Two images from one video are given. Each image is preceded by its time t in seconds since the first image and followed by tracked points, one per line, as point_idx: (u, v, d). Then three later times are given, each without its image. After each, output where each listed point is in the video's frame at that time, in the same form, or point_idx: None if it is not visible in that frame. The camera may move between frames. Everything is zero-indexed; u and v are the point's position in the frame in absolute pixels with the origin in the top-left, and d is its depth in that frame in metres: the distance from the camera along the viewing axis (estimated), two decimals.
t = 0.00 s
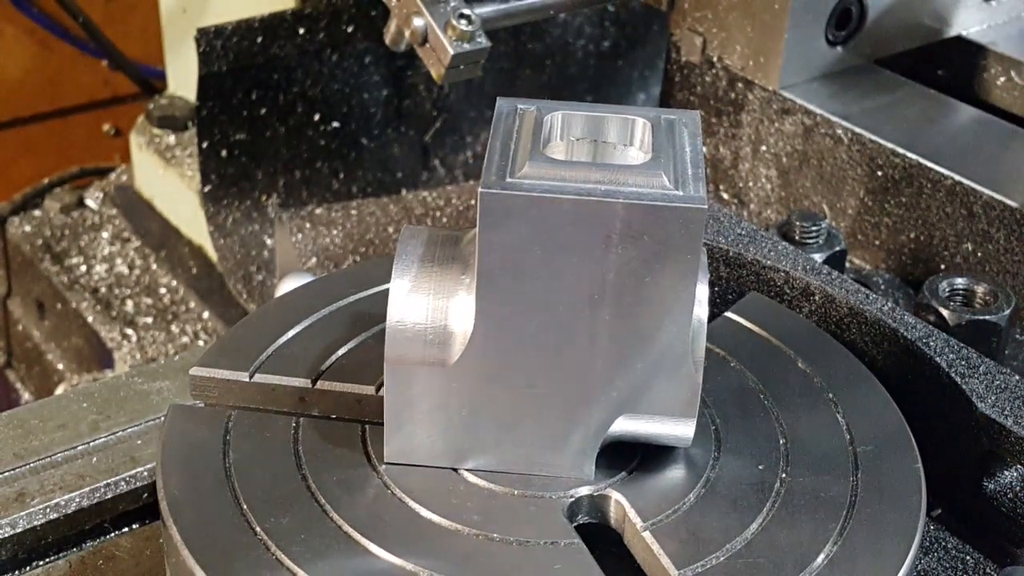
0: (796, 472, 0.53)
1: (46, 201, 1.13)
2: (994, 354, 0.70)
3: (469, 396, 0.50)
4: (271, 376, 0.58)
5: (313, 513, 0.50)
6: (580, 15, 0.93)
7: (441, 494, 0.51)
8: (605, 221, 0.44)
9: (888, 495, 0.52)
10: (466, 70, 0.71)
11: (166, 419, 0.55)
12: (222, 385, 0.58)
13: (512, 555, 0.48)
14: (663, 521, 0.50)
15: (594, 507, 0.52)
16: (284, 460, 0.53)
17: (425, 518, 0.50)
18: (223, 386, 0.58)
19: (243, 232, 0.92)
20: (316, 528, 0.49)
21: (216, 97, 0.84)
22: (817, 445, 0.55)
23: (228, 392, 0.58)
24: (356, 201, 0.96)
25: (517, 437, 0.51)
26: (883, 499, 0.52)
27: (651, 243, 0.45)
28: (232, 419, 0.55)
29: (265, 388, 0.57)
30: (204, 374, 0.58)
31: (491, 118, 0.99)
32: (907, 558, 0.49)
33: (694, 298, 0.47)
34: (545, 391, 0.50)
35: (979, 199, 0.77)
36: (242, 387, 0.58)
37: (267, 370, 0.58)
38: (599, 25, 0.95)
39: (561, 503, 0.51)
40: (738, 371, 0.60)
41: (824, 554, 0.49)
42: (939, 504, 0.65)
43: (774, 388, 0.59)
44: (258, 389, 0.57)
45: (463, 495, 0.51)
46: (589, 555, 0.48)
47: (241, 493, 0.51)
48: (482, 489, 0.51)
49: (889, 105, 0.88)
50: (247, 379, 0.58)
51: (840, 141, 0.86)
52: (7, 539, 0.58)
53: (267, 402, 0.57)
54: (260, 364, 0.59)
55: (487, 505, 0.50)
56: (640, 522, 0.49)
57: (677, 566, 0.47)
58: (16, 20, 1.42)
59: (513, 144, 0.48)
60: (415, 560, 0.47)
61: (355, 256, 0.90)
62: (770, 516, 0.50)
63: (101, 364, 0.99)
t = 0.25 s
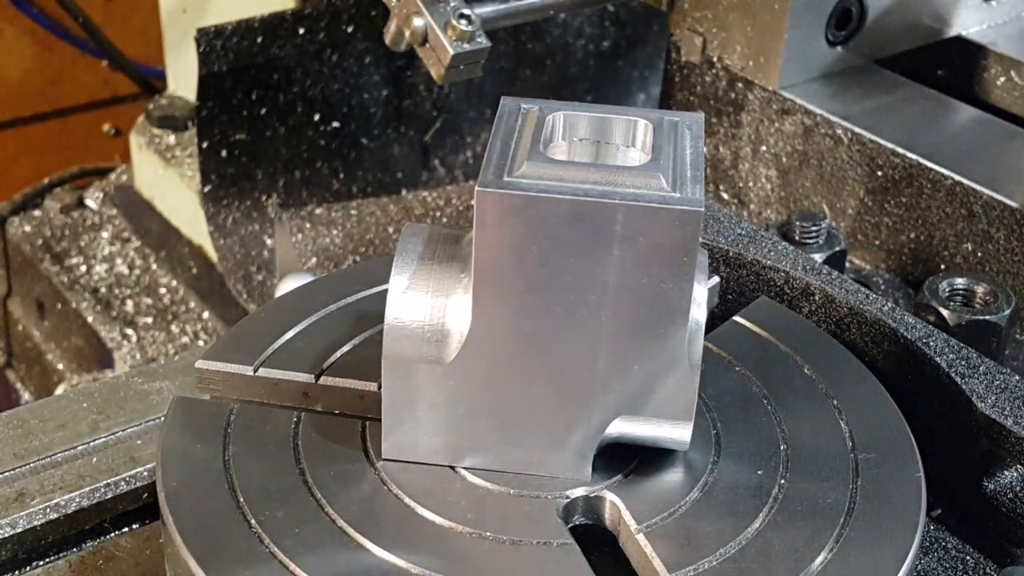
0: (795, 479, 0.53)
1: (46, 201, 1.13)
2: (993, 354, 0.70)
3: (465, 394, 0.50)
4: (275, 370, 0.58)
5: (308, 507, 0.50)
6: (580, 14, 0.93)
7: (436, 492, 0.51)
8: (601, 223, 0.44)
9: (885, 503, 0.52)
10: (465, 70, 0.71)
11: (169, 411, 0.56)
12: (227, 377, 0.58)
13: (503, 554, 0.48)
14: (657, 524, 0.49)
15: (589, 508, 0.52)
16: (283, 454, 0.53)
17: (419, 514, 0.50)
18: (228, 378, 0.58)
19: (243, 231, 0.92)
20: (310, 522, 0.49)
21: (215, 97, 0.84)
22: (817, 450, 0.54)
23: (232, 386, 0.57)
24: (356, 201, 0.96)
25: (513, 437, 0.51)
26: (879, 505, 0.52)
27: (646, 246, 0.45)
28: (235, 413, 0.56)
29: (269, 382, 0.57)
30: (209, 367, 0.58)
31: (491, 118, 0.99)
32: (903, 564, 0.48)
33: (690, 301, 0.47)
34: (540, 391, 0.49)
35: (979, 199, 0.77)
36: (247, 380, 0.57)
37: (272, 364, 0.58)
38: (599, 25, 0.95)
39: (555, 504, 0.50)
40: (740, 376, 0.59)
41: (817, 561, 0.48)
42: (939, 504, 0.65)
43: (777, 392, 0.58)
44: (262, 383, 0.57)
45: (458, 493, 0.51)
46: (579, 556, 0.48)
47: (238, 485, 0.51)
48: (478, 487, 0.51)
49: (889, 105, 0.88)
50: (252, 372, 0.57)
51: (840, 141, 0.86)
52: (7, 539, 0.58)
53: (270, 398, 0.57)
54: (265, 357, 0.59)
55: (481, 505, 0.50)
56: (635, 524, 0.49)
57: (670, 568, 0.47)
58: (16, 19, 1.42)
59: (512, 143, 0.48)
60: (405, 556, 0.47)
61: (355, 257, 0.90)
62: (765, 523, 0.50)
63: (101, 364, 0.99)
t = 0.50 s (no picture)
0: (794, 483, 0.52)
1: (46, 201, 1.13)
2: (993, 353, 0.70)
3: (462, 393, 0.50)
4: (280, 364, 0.58)
5: (305, 501, 0.50)
6: (580, 14, 0.93)
7: (432, 491, 0.51)
8: (597, 223, 0.44)
9: (885, 508, 0.51)
10: (466, 70, 0.71)
11: (171, 404, 0.56)
12: (233, 371, 0.59)
13: (496, 552, 0.48)
14: (652, 526, 0.49)
15: (584, 508, 0.52)
16: (282, 448, 0.53)
17: (414, 511, 0.50)
18: (233, 372, 0.59)
19: (243, 232, 0.92)
20: (305, 516, 0.49)
21: (215, 97, 0.84)
22: (817, 454, 0.54)
23: (237, 380, 0.58)
24: (356, 201, 0.97)
25: (509, 437, 0.51)
26: (879, 509, 0.51)
27: (643, 247, 0.45)
28: (237, 406, 0.56)
29: (274, 377, 0.58)
30: (215, 360, 0.59)
31: (491, 119, 0.99)
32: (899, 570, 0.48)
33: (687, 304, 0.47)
34: (537, 392, 0.49)
35: (979, 199, 0.77)
36: (252, 374, 0.58)
37: (278, 358, 0.59)
38: (599, 25, 0.95)
39: (551, 504, 0.50)
40: (744, 381, 0.58)
41: (813, 565, 0.48)
42: (938, 503, 0.65)
43: (779, 392, 0.58)
44: (267, 377, 0.58)
45: (454, 491, 0.51)
46: (571, 555, 0.48)
47: (236, 477, 0.51)
48: (475, 486, 0.51)
49: (889, 105, 0.88)
50: (256, 367, 0.58)
51: (840, 141, 0.86)
52: (7, 539, 0.58)
53: (274, 391, 0.58)
54: (271, 351, 0.59)
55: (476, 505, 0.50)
56: (629, 526, 0.49)
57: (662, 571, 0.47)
58: (15, 20, 1.42)
59: (512, 142, 0.48)
60: (397, 553, 0.47)
61: (355, 256, 0.91)
62: (763, 527, 0.49)
63: (100, 364, 0.99)
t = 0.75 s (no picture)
0: (792, 490, 0.51)
1: (46, 201, 1.13)
2: (993, 353, 0.70)
3: (460, 390, 0.50)
4: (285, 359, 0.58)
5: (300, 495, 0.50)
6: (580, 14, 0.93)
7: (428, 488, 0.51)
8: (594, 222, 0.44)
9: (881, 516, 0.50)
10: (466, 70, 0.71)
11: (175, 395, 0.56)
12: (237, 364, 0.59)
13: (487, 551, 0.48)
14: (646, 528, 0.49)
15: (579, 509, 0.51)
16: (281, 441, 0.53)
17: (408, 509, 0.50)
18: (238, 365, 0.59)
19: (243, 232, 0.92)
20: (300, 510, 0.49)
21: (215, 97, 0.83)
22: (816, 459, 0.53)
23: (242, 373, 0.59)
24: (356, 201, 0.97)
25: (507, 435, 0.51)
26: (877, 516, 0.50)
27: (640, 247, 0.45)
28: (239, 399, 0.56)
29: (278, 371, 0.58)
30: (221, 353, 0.59)
31: (491, 119, 0.99)
32: None
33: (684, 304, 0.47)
34: (534, 391, 0.49)
35: (979, 199, 0.77)
36: (256, 368, 0.58)
37: (283, 353, 0.59)
38: (599, 25, 0.95)
39: (546, 504, 0.50)
40: (746, 387, 0.57)
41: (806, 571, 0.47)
42: (938, 503, 0.65)
43: (782, 396, 0.57)
44: (271, 371, 0.58)
45: (450, 489, 0.51)
46: (562, 555, 0.48)
47: (234, 469, 0.52)
48: (472, 485, 0.51)
49: (889, 105, 0.88)
50: (261, 361, 0.58)
51: (840, 141, 0.86)
52: (7, 539, 0.58)
53: (278, 385, 0.58)
54: (276, 347, 0.59)
55: (471, 505, 0.50)
56: (622, 527, 0.49)
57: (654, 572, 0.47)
58: (15, 20, 1.42)
59: (512, 142, 0.48)
60: (388, 549, 0.47)
61: (355, 256, 0.91)
62: (759, 534, 0.49)
63: (100, 364, 0.99)
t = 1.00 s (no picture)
0: (790, 495, 0.51)
1: (46, 201, 1.13)
2: (994, 353, 0.71)
3: (458, 389, 0.50)
4: (289, 354, 0.58)
5: (298, 489, 0.50)
6: (580, 14, 0.93)
7: (423, 486, 0.51)
8: (590, 223, 0.44)
9: (879, 520, 0.50)
10: (466, 70, 0.71)
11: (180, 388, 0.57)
12: (241, 359, 0.59)
13: (480, 549, 0.48)
14: (641, 532, 0.49)
15: (576, 510, 0.51)
16: (281, 436, 0.54)
17: (403, 507, 0.50)
18: (242, 359, 0.59)
19: (243, 232, 0.92)
20: (296, 505, 0.50)
21: (215, 97, 0.83)
22: (815, 463, 0.53)
23: (247, 368, 0.58)
24: (357, 201, 0.97)
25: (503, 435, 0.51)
26: (874, 521, 0.50)
27: (635, 248, 0.44)
28: (242, 393, 0.57)
29: (282, 366, 0.58)
30: (226, 348, 0.59)
31: (492, 119, 0.99)
32: None
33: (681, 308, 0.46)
34: (530, 392, 0.49)
35: (979, 199, 0.77)
36: (261, 363, 0.58)
37: (288, 349, 0.59)
38: (599, 25, 0.95)
39: (541, 504, 0.50)
40: (750, 391, 0.57)
41: None
42: (938, 503, 0.65)
43: (783, 398, 0.57)
44: (275, 366, 0.58)
45: (446, 486, 0.51)
46: (554, 555, 0.48)
47: (233, 463, 0.52)
48: (469, 484, 0.51)
49: (889, 105, 0.88)
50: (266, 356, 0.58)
51: (840, 141, 0.86)
52: (7, 539, 0.58)
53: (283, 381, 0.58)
54: (281, 342, 0.59)
55: (465, 504, 0.50)
56: (617, 529, 0.49)
57: None
58: (15, 19, 1.42)
59: (512, 140, 0.48)
60: (380, 545, 0.48)
61: (355, 256, 0.91)
62: (754, 538, 0.48)
63: (100, 364, 0.99)
